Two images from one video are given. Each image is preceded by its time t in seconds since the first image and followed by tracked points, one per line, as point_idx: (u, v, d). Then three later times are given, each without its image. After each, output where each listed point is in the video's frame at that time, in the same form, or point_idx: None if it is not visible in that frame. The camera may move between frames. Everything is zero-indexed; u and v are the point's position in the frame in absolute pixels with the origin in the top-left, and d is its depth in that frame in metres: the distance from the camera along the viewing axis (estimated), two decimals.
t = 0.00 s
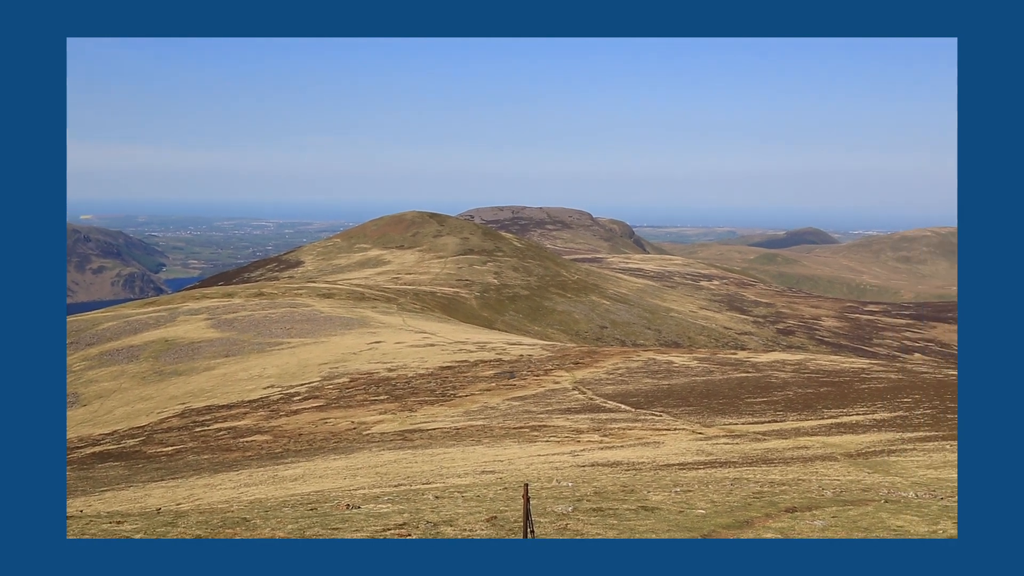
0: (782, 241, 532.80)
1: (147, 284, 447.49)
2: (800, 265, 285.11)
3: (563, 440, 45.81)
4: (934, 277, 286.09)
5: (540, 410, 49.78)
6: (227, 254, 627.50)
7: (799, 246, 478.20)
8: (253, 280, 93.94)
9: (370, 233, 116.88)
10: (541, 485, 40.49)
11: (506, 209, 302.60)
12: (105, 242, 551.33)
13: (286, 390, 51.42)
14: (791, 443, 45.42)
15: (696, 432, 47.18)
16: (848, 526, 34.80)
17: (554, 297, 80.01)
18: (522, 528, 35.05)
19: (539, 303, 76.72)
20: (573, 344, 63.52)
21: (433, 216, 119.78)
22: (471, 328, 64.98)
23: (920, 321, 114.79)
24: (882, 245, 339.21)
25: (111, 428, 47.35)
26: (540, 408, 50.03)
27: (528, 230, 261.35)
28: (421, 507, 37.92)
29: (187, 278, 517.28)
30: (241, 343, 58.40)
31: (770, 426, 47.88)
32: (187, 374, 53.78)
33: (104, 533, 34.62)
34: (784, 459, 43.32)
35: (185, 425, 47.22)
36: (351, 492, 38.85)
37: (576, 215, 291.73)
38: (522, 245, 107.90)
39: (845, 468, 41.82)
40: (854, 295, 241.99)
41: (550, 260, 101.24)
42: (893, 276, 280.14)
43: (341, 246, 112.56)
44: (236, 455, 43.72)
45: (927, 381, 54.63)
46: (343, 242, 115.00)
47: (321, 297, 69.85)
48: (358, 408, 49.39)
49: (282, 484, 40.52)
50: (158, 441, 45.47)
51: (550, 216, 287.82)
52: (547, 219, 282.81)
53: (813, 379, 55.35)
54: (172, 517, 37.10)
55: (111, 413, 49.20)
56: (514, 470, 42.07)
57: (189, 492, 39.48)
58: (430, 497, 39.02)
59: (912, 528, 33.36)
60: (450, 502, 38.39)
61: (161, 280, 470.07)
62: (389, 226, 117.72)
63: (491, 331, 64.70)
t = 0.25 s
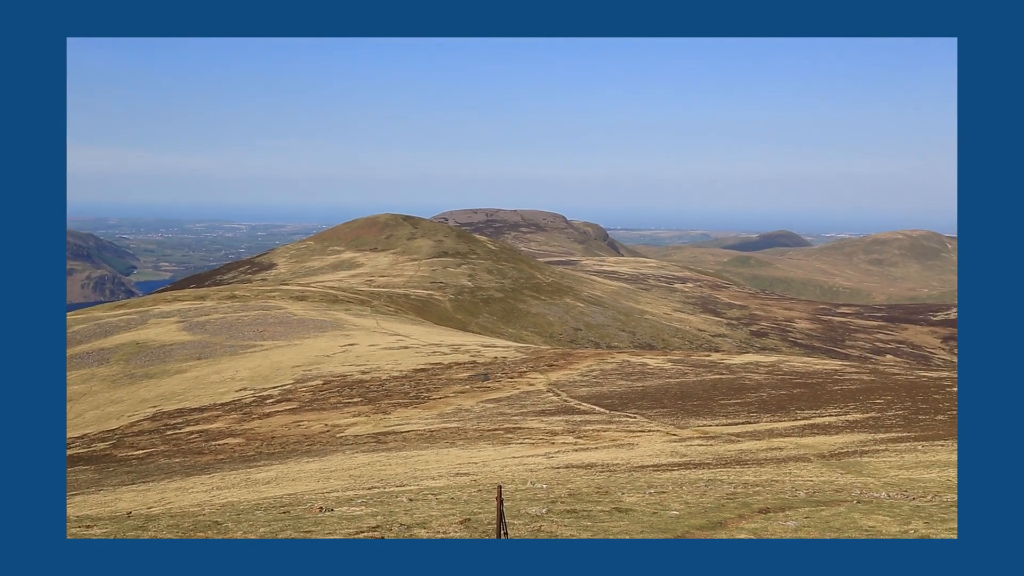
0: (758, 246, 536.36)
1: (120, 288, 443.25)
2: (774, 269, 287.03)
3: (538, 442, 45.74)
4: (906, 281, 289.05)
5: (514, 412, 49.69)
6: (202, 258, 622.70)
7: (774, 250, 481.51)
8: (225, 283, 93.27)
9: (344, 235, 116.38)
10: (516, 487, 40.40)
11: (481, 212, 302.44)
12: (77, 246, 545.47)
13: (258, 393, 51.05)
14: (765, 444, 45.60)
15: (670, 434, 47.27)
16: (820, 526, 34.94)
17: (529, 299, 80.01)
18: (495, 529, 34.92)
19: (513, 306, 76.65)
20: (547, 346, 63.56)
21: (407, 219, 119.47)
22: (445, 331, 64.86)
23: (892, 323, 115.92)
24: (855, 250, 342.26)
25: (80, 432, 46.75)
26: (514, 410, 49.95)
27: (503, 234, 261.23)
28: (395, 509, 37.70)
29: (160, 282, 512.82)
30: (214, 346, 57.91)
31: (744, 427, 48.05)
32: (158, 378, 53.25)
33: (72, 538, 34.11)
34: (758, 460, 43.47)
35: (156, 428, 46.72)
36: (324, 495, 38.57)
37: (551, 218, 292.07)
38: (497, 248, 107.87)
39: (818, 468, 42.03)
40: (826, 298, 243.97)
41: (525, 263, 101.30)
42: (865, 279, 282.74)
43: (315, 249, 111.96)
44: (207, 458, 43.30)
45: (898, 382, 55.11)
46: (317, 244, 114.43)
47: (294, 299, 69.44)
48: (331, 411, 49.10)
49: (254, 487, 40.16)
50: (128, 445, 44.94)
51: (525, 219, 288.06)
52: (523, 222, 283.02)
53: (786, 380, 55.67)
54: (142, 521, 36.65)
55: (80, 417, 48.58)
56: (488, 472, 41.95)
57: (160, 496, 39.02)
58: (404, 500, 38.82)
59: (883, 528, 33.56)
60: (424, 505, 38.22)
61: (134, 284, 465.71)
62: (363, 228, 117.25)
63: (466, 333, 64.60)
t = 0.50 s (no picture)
0: (736, 243, 539.12)
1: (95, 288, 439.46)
2: (751, 267, 288.70)
3: (514, 442, 45.82)
4: (881, 278, 291.68)
5: (491, 413, 49.75)
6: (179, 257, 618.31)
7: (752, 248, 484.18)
8: (201, 284, 92.75)
9: (321, 236, 116.00)
10: (492, 487, 40.48)
11: (459, 211, 302.25)
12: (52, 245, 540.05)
13: (234, 395, 50.85)
14: (740, 442, 45.90)
15: (646, 433, 47.47)
16: (793, 524, 35.22)
17: (506, 299, 80.07)
18: (471, 530, 34.98)
19: (491, 306, 76.71)
20: (524, 346, 63.68)
21: (384, 219, 119.26)
22: (422, 331, 64.85)
23: (867, 321, 117.00)
24: (831, 247, 344.86)
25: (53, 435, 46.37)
26: (491, 410, 50.02)
27: (481, 233, 261.18)
28: (370, 511, 37.66)
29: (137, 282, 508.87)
30: (188, 348, 57.61)
31: (719, 426, 48.33)
32: (132, 380, 52.90)
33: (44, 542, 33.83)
34: (733, 458, 43.74)
35: (130, 431, 46.42)
36: (299, 498, 38.47)
37: (529, 218, 292.34)
38: (474, 247, 107.86)
39: (792, 466, 42.36)
40: (802, 296, 245.77)
41: (502, 263, 101.38)
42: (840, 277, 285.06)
43: (291, 249, 111.51)
44: (182, 461, 43.08)
45: (871, 380, 55.66)
46: (293, 245, 113.99)
47: (270, 300, 69.17)
48: (307, 412, 48.97)
49: (229, 489, 40.00)
50: (101, 448, 44.62)
51: (503, 218, 288.09)
52: (500, 222, 283.14)
53: (761, 378, 56.07)
54: (115, 525, 36.41)
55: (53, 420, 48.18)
56: (465, 473, 42.00)
57: (133, 500, 38.79)
58: (379, 501, 38.80)
59: (855, 525, 33.89)
60: (400, 506, 38.22)
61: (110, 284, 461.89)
62: (339, 228, 116.90)
63: (443, 333, 64.61)
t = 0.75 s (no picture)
0: (711, 241, 542.03)
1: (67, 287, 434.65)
2: (726, 264, 290.36)
3: (493, 439, 45.83)
4: (854, 275, 294.25)
5: (469, 409, 49.74)
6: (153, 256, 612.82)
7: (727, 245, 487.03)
8: (175, 282, 92.04)
9: (296, 233, 115.42)
10: (470, 484, 40.47)
11: (435, 209, 301.77)
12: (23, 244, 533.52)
13: (209, 393, 50.52)
14: (716, 437, 46.17)
15: (624, 429, 47.64)
16: (769, 517, 35.47)
17: (483, 296, 80.04)
18: (448, 527, 34.95)
19: (468, 303, 76.67)
20: (501, 343, 63.71)
21: (360, 216, 118.85)
22: (399, 328, 64.72)
23: (840, 317, 118.09)
24: (805, 244, 347.61)
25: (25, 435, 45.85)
26: (469, 407, 50.00)
27: (456, 231, 260.83)
28: (348, 509, 37.53)
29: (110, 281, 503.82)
30: (162, 346, 57.15)
31: (696, 422, 48.59)
32: (105, 379, 52.41)
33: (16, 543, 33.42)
34: (710, 453, 43.98)
35: (104, 431, 45.99)
36: (276, 496, 38.27)
37: (505, 215, 292.33)
38: (451, 245, 107.76)
39: (768, 461, 42.67)
40: (776, 292, 247.50)
41: (479, 260, 101.36)
42: (815, 274, 287.30)
43: (266, 247, 110.86)
44: (157, 460, 42.73)
45: (845, 375, 56.17)
46: (268, 242, 113.36)
47: (245, 298, 68.74)
48: (284, 411, 48.73)
49: (205, 488, 39.73)
50: (74, 447, 44.17)
51: (478, 216, 287.90)
52: (476, 219, 282.97)
53: (737, 374, 56.42)
54: (88, 525, 36.03)
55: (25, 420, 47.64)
56: (443, 470, 41.96)
57: (107, 499, 38.43)
58: (357, 499, 38.67)
59: (829, 518, 34.18)
60: (378, 504, 38.12)
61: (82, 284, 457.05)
62: (315, 226, 116.34)
63: (420, 331, 64.51)
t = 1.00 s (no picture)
0: (690, 234, 544.37)
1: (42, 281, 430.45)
2: (705, 257, 291.45)
3: (473, 431, 45.81)
4: (833, 268, 296.11)
5: (449, 401, 49.69)
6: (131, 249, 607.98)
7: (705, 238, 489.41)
8: (151, 274, 91.33)
9: (274, 225, 114.79)
10: (450, 476, 40.47)
11: (413, 201, 300.95)
12: None
13: (187, 386, 50.23)
14: (695, 428, 46.38)
15: (604, 420, 47.77)
16: (748, 507, 35.64)
17: (463, 289, 79.93)
18: (428, 519, 34.86)
19: (447, 295, 76.55)
20: (481, 336, 63.70)
21: (339, 208, 118.33)
22: (379, 321, 64.57)
23: (818, 309, 118.91)
24: (783, 237, 349.49)
25: None
26: (449, 399, 49.96)
27: (436, 223, 260.25)
28: (327, 501, 37.41)
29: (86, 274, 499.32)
30: (139, 339, 56.72)
31: (676, 413, 48.79)
32: (81, 372, 51.96)
33: None
34: (689, 444, 44.17)
35: (80, 424, 45.59)
36: (255, 488, 38.07)
37: (484, 208, 291.98)
38: (430, 237, 107.55)
39: (747, 451, 42.90)
40: (755, 285, 248.79)
41: (459, 252, 101.23)
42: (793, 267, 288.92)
43: (244, 239, 110.18)
44: (134, 453, 42.41)
45: (823, 366, 56.59)
46: (246, 234, 112.69)
47: (223, 290, 68.33)
48: (263, 403, 48.54)
49: (183, 481, 39.47)
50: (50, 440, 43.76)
51: (458, 208, 287.36)
52: (455, 211, 282.38)
53: (716, 365, 56.70)
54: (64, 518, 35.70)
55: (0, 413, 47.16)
56: (423, 462, 41.91)
57: (83, 493, 38.11)
58: (337, 491, 38.57)
59: (806, 508, 34.40)
60: (357, 496, 38.04)
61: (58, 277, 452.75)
62: (293, 218, 115.71)
63: (400, 324, 64.38)
